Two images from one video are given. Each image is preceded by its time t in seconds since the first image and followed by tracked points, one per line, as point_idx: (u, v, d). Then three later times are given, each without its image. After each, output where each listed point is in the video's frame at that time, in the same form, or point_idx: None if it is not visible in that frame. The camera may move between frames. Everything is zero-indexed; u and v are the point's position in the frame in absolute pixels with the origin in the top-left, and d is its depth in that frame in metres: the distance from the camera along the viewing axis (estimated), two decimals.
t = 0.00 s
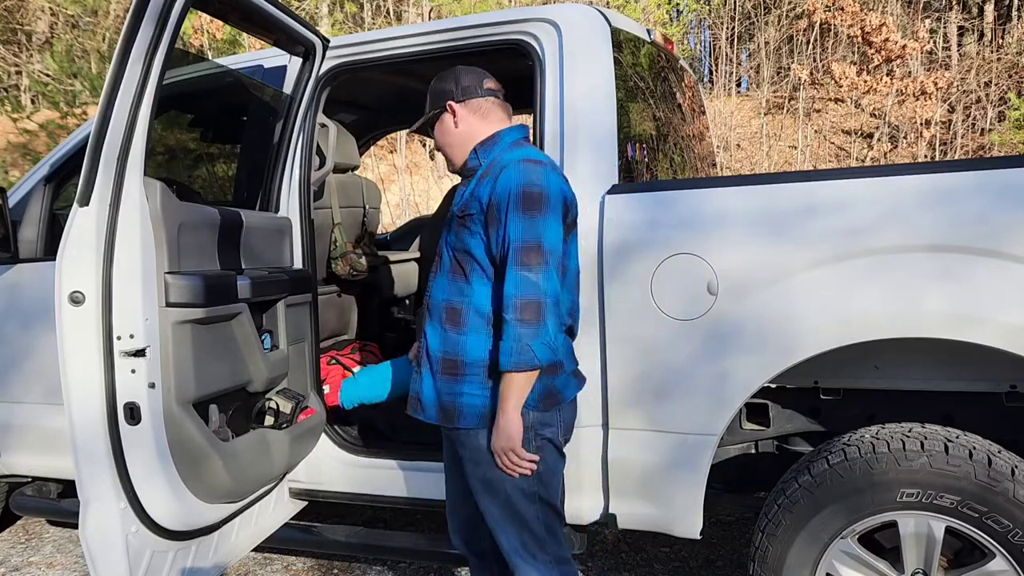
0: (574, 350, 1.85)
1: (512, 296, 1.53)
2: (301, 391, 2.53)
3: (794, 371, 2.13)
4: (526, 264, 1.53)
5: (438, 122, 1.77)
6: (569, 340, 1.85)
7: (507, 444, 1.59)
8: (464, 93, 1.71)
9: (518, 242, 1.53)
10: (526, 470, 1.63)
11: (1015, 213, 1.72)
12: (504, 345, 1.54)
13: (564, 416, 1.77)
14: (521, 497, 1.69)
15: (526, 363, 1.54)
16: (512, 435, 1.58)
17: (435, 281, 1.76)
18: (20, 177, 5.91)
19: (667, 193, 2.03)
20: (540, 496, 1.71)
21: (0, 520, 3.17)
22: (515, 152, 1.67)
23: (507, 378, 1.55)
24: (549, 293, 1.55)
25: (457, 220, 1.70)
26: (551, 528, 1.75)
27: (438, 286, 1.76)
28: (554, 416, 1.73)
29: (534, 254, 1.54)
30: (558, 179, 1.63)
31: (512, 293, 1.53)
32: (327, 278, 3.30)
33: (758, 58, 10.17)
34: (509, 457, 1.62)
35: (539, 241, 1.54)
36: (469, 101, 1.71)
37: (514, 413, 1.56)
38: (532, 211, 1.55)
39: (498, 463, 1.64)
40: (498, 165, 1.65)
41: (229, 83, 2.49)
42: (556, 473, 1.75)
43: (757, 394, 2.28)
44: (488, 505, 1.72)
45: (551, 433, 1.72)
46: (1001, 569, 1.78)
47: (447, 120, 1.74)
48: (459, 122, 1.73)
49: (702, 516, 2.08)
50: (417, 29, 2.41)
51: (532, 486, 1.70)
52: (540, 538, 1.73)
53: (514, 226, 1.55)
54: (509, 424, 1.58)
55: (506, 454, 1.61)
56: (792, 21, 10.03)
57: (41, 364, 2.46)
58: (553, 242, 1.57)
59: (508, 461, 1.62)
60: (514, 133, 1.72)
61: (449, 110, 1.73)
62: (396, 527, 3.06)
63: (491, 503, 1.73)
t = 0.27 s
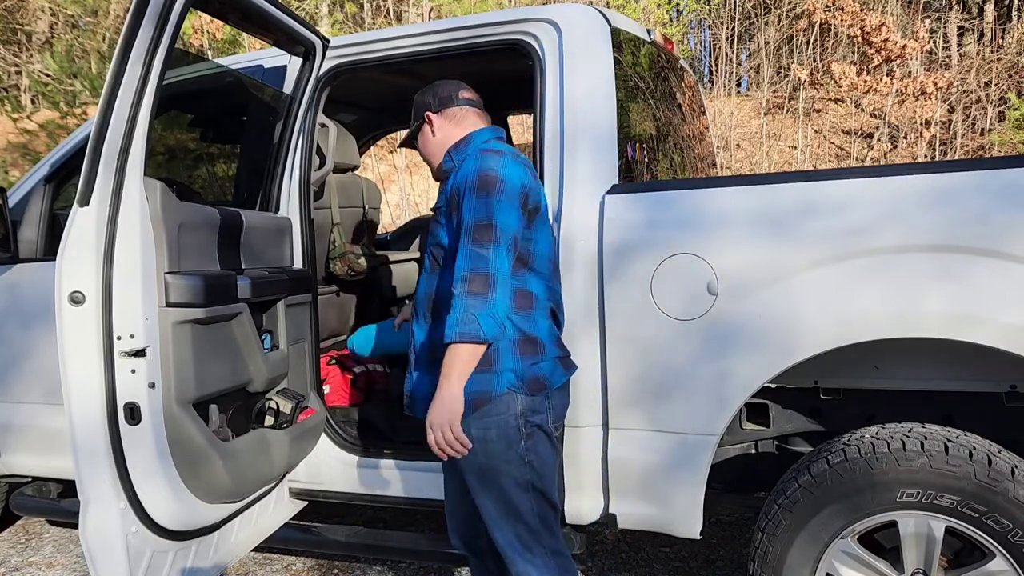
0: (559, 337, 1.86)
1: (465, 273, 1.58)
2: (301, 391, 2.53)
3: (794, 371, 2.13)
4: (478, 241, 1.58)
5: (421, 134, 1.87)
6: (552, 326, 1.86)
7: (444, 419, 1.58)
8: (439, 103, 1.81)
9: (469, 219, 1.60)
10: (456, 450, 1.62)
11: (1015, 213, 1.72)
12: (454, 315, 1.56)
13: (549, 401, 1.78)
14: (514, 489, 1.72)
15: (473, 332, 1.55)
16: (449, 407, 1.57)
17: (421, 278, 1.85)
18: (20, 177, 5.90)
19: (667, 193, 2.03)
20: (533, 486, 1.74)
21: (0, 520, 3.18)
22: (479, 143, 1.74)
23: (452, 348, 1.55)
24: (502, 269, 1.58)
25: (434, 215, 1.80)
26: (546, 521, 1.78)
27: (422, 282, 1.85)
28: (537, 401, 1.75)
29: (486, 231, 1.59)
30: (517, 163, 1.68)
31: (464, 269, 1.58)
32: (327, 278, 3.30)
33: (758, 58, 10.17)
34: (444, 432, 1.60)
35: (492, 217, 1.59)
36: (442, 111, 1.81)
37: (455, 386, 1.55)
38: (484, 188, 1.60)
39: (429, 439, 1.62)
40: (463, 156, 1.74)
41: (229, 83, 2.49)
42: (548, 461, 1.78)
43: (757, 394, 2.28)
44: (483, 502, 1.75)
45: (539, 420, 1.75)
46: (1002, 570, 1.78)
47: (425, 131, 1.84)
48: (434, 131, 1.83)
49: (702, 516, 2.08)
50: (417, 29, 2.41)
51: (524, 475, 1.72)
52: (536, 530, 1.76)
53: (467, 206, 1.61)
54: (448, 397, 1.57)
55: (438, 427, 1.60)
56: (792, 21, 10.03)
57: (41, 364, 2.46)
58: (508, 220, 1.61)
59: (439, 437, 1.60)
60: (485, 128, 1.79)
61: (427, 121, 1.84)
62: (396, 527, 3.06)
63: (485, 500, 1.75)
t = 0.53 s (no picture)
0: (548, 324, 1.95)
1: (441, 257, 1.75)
2: (301, 391, 2.53)
3: (794, 371, 2.13)
4: (452, 228, 1.76)
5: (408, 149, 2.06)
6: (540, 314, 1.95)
7: (421, 393, 1.74)
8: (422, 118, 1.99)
9: (444, 208, 1.78)
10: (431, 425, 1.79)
11: (1016, 213, 1.72)
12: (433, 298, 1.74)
13: (535, 384, 1.86)
14: (503, 473, 1.82)
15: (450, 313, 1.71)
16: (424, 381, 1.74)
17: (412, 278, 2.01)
18: (20, 177, 5.88)
19: (667, 193, 2.03)
20: (521, 470, 1.83)
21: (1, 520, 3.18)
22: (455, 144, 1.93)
23: (431, 328, 1.72)
24: (473, 250, 1.75)
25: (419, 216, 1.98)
26: (534, 507, 1.87)
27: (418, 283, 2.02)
28: (524, 383, 1.83)
29: (459, 216, 1.76)
30: (488, 158, 1.86)
31: (440, 253, 1.75)
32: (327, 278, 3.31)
33: (758, 58, 10.17)
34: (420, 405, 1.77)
35: (464, 204, 1.77)
36: (425, 125, 1.99)
37: (431, 362, 1.72)
38: (457, 179, 1.78)
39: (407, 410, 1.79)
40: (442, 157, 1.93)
41: (229, 83, 2.48)
42: (536, 447, 1.87)
43: (757, 394, 2.28)
44: (473, 489, 1.84)
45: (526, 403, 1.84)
46: (1002, 569, 1.78)
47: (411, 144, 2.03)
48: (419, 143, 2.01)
49: (702, 516, 2.08)
50: (417, 29, 2.41)
51: (512, 461, 1.82)
52: (524, 517, 1.85)
53: (441, 196, 1.79)
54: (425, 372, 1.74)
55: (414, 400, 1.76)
56: (792, 21, 10.03)
57: (41, 364, 2.46)
58: (479, 204, 1.78)
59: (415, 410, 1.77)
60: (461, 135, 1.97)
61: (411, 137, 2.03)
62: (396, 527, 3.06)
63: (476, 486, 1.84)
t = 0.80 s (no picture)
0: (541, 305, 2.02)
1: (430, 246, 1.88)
2: (301, 391, 2.53)
3: (794, 371, 2.13)
4: (438, 218, 1.88)
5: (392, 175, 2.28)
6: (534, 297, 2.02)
7: (426, 374, 1.85)
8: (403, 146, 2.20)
9: (429, 203, 1.91)
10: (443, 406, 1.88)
11: (1016, 213, 1.72)
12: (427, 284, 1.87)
13: (529, 363, 1.92)
14: (492, 451, 1.88)
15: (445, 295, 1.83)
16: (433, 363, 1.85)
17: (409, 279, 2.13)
18: (20, 177, 5.88)
19: (667, 193, 2.03)
20: (510, 448, 1.89)
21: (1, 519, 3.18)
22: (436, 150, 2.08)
23: (428, 311, 1.84)
24: (459, 235, 1.87)
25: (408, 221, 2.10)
26: (526, 489, 1.90)
27: (413, 285, 2.13)
28: (517, 360, 1.90)
29: (442, 207, 1.88)
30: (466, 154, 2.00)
31: (429, 242, 1.88)
32: (327, 278, 3.31)
33: (758, 58, 10.17)
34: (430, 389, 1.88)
35: (446, 196, 1.89)
36: (405, 152, 2.20)
37: (433, 343, 1.83)
38: (438, 175, 1.92)
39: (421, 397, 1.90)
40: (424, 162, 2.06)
41: (229, 83, 2.47)
42: (527, 427, 1.91)
43: (757, 394, 2.28)
44: (465, 467, 1.91)
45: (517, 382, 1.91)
46: (1002, 569, 1.78)
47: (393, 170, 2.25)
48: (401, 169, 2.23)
49: (702, 516, 2.08)
50: (417, 29, 2.41)
51: (501, 438, 1.88)
52: (513, 497, 1.89)
53: (424, 192, 1.93)
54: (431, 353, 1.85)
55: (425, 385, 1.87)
56: (792, 21, 10.04)
57: (41, 364, 2.46)
58: (461, 194, 1.90)
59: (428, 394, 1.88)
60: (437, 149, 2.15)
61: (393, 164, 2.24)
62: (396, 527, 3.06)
63: (468, 466, 1.91)
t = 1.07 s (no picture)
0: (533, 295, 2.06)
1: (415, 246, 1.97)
2: (301, 391, 2.53)
3: (794, 371, 2.14)
4: (422, 220, 1.98)
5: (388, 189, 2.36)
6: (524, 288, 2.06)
7: (416, 368, 1.93)
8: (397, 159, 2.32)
9: (413, 206, 2.00)
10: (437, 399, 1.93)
11: (1016, 213, 1.72)
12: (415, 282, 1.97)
13: (521, 350, 1.94)
14: (488, 438, 1.89)
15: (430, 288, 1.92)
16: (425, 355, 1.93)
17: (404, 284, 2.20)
18: (20, 177, 5.87)
19: (667, 193, 2.03)
20: (506, 435, 1.90)
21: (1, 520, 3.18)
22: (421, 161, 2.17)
23: (416, 305, 1.93)
24: (442, 232, 1.96)
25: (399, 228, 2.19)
26: (524, 476, 1.90)
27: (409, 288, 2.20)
28: (509, 348, 1.93)
29: (425, 208, 1.98)
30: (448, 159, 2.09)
31: (415, 242, 1.98)
32: (327, 278, 3.31)
33: (758, 58, 10.17)
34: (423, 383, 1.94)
35: (428, 197, 1.98)
36: (398, 163, 2.31)
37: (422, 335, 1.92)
38: (420, 178, 2.01)
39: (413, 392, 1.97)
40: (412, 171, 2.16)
41: (229, 83, 2.46)
42: (523, 414, 1.92)
43: (757, 394, 2.28)
44: (463, 456, 1.92)
45: (510, 368, 1.92)
46: (1002, 570, 1.78)
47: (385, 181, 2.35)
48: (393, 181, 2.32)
49: (702, 516, 2.08)
50: (417, 29, 2.41)
51: (496, 425, 1.89)
52: (511, 483, 1.89)
53: (408, 197, 2.02)
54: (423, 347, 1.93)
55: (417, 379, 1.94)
56: (792, 21, 10.03)
57: (41, 364, 2.46)
58: (443, 194, 1.99)
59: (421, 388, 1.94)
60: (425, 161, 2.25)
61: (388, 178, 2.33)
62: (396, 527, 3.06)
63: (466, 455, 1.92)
